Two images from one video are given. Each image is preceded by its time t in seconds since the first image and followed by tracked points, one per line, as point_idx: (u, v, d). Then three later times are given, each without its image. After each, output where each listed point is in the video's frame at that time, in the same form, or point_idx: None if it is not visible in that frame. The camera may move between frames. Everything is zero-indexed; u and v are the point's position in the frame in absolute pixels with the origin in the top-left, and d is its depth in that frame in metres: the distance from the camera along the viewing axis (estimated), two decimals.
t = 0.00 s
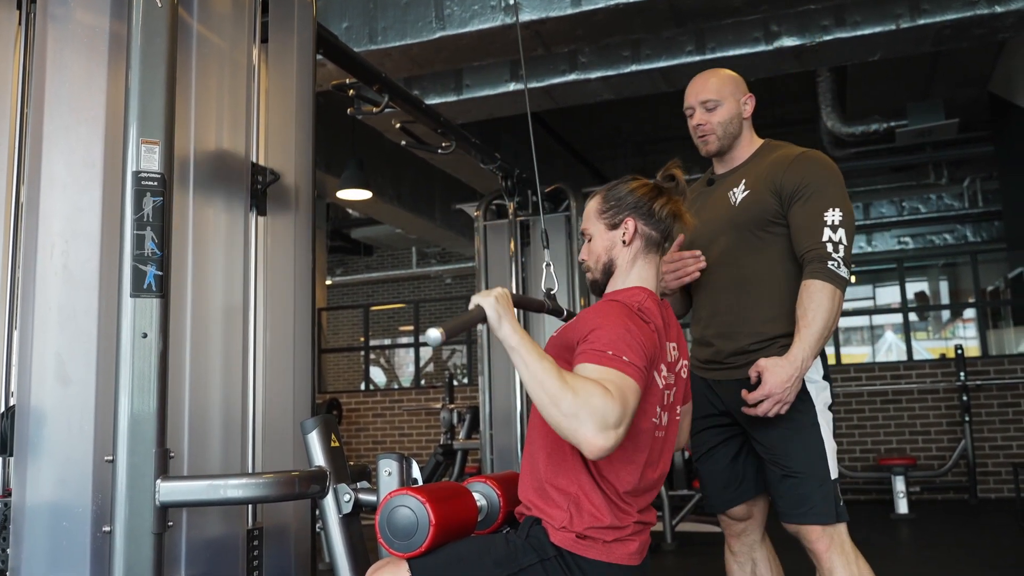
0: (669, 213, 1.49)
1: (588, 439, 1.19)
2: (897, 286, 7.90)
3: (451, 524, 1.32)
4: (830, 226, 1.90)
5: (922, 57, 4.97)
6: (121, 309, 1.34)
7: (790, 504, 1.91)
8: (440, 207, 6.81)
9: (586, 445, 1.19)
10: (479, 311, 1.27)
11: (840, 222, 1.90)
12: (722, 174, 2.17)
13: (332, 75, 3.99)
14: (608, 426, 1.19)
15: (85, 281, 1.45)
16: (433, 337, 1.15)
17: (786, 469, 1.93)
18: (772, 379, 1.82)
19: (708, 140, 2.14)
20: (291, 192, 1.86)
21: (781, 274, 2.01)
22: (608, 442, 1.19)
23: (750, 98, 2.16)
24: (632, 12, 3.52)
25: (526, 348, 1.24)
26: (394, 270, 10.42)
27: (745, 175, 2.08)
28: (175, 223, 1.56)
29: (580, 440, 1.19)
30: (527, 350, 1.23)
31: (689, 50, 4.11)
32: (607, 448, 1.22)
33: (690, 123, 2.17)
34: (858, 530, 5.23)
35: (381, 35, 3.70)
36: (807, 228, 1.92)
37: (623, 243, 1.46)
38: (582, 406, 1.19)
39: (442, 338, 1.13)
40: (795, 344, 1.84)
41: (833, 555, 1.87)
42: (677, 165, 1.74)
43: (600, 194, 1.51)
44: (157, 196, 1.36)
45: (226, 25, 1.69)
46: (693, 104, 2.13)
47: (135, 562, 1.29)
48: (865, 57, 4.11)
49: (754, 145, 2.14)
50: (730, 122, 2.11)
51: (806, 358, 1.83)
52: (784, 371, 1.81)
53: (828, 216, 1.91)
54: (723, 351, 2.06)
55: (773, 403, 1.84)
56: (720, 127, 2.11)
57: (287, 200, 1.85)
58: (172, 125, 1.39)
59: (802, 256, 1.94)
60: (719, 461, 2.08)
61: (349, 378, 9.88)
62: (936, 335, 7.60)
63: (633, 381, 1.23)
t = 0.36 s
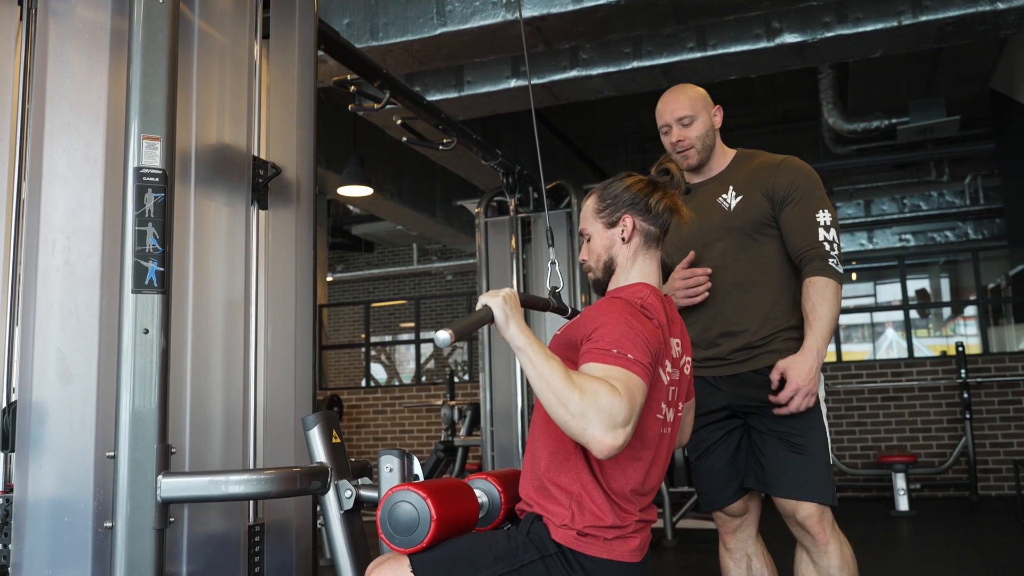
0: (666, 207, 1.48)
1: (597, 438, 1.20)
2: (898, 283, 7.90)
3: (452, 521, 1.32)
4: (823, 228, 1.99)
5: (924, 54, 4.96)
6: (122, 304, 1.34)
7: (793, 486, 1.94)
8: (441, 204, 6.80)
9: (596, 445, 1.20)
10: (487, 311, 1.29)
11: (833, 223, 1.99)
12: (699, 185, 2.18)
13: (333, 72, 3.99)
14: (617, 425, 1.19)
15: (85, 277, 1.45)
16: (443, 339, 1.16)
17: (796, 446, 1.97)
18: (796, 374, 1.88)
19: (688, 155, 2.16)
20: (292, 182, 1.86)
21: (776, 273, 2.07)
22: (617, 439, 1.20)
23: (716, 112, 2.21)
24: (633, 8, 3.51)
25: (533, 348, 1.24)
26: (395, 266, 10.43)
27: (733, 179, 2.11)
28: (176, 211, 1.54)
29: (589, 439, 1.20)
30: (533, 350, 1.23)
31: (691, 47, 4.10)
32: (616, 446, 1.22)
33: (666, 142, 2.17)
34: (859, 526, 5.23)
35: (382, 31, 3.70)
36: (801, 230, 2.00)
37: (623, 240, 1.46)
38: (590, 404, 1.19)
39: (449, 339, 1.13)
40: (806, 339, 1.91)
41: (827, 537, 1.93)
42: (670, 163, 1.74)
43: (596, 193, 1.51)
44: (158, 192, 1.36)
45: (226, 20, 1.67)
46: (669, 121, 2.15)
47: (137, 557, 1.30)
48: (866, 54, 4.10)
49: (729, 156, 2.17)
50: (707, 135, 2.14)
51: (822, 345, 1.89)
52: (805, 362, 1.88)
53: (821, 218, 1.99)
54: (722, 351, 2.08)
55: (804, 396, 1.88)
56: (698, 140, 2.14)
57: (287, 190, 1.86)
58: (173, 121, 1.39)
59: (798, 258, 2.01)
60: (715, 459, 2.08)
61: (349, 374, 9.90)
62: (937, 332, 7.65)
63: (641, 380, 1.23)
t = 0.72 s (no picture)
0: (665, 203, 1.49)
1: (587, 428, 1.19)
2: (900, 279, 7.83)
3: (453, 516, 1.32)
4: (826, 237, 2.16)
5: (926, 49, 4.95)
6: (124, 300, 1.34)
7: (789, 489, 2.09)
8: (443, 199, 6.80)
9: (586, 435, 1.19)
10: (484, 299, 1.29)
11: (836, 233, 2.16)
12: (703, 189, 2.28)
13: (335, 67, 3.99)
14: (608, 416, 1.19)
15: (87, 272, 1.45)
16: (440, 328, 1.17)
17: (804, 462, 2.09)
18: (813, 367, 2.02)
19: (694, 159, 2.25)
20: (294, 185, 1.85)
21: (783, 272, 2.19)
22: (607, 431, 1.19)
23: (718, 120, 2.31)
24: (635, 4, 3.51)
25: (528, 336, 1.24)
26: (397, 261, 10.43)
27: (743, 183, 2.23)
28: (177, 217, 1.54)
29: (578, 429, 1.20)
30: (528, 339, 1.24)
31: (693, 43, 4.09)
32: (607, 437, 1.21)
33: (672, 147, 2.26)
34: (860, 522, 5.24)
35: (384, 27, 3.69)
36: (808, 236, 2.15)
37: (623, 236, 1.46)
38: (581, 394, 1.19)
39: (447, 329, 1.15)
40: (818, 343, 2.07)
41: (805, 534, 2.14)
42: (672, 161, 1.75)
43: (595, 188, 1.51)
44: (160, 186, 1.36)
45: (228, 15, 1.67)
46: (676, 127, 2.23)
47: (140, 551, 1.30)
48: (868, 50, 4.09)
49: (731, 164, 2.28)
50: (711, 140, 2.24)
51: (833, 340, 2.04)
52: (818, 354, 2.02)
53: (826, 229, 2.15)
54: (740, 347, 2.15)
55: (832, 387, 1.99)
56: (703, 145, 2.23)
57: (289, 194, 1.83)
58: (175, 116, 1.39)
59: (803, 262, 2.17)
60: (721, 457, 2.13)
61: (351, 369, 9.91)
62: (939, 329, 7.63)
63: (634, 372, 1.23)
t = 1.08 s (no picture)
0: (693, 197, 1.48)
1: (551, 381, 1.19)
2: (909, 262, 7.84)
3: (462, 495, 1.33)
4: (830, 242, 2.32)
5: (938, 30, 4.91)
6: (134, 278, 1.34)
7: (775, 459, 2.27)
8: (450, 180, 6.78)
9: (550, 390, 1.19)
10: (483, 239, 1.29)
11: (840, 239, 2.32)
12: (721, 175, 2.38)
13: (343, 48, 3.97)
14: (575, 376, 1.19)
15: (96, 251, 1.45)
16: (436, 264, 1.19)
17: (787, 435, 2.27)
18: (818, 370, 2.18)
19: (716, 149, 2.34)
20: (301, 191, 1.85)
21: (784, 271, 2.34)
22: (571, 391, 1.19)
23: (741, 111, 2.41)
24: None
25: (520, 288, 1.27)
26: (404, 243, 10.42)
27: (761, 179, 2.33)
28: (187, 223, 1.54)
29: (543, 384, 1.20)
30: (520, 290, 1.26)
31: (702, 23, 4.06)
32: (571, 400, 1.21)
33: (697, 134, 2.35)
34: (867, 503, 5.25)
35: (392, 8, 3.68)
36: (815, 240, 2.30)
37: (639, 211, 1.46)
38: (554, 348, 1.19)
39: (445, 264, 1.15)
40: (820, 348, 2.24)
41: (785, 499, 2.31)
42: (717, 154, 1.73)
43: (635, 156, 1.51)
44: (169, 165, 1.36)
45: None
46: (705, 116, 2.33)
47: (151, 528, 1.31)
48: (879, 30, 4.06)
49: (750, 156, 2.39)
50: (736, 133, 2.34)
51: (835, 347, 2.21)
52: (823, 360, 2.19)
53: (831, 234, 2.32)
54: (738, 332, 2.31)
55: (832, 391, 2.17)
56: (728, 136, 2.33)
57: (298, 201, 1.84)
58: (183, 95, 1.39)
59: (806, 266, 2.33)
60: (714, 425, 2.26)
61: (359, 351, 9.95)
62: (947, 312, 7.62)
63: (615, 340, 1.23)
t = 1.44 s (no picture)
0: (708, 183, 1.47)
1: (522, 313, 1.21)
2: (911, 232, 7.81)
3: (464, 460, 1.33)
4: (799, 213, 2.40)
5: None
6: (133, 243, 1.33)
7: (747, 422, 2.24)
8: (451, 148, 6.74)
9: (520, 323, 1.21)
10: (476, 165, 1.29)
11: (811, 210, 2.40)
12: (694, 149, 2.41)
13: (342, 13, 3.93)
14: (546, 311, 1.21)
15: (97, 215, 1.44)
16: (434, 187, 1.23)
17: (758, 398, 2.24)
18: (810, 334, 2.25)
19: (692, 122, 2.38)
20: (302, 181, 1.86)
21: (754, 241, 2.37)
22: (541, 326, 1.21)
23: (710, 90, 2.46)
24: None
25: (507, 221, 1.29)
26: (405, 212, 10.37)
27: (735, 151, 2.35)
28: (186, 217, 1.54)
29: (514, 314, 1.22)
30: (507, 222, 1.29)
31: None
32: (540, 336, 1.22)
33: (674, 106, 2.38)
34: (866, 471, 5.29)
35: None
36: (786, 212, 2.38)
37: (648, 174, 1.47)
38: (531, 282, 1.21)
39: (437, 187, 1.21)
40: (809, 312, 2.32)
41: (767, 458, 2.28)
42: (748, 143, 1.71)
43: (669, 118, 1.50)
44: (168, 128, 1.34)
45: None
46: (684, 89, 2.36)
47: (153, 491, 1.30)
48: None
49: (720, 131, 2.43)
50: (712, 108, 2.38)
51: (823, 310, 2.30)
52: (814, 323, 2.26)
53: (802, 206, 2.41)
54: (712, 299, 2.31)
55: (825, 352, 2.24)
56: (704, 111, 2.37)
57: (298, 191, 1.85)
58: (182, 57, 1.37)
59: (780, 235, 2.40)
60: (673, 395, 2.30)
61: (360, 321, 9.97)
62: (949, 282, 7.63)
63: (596, 286, 1.25)
